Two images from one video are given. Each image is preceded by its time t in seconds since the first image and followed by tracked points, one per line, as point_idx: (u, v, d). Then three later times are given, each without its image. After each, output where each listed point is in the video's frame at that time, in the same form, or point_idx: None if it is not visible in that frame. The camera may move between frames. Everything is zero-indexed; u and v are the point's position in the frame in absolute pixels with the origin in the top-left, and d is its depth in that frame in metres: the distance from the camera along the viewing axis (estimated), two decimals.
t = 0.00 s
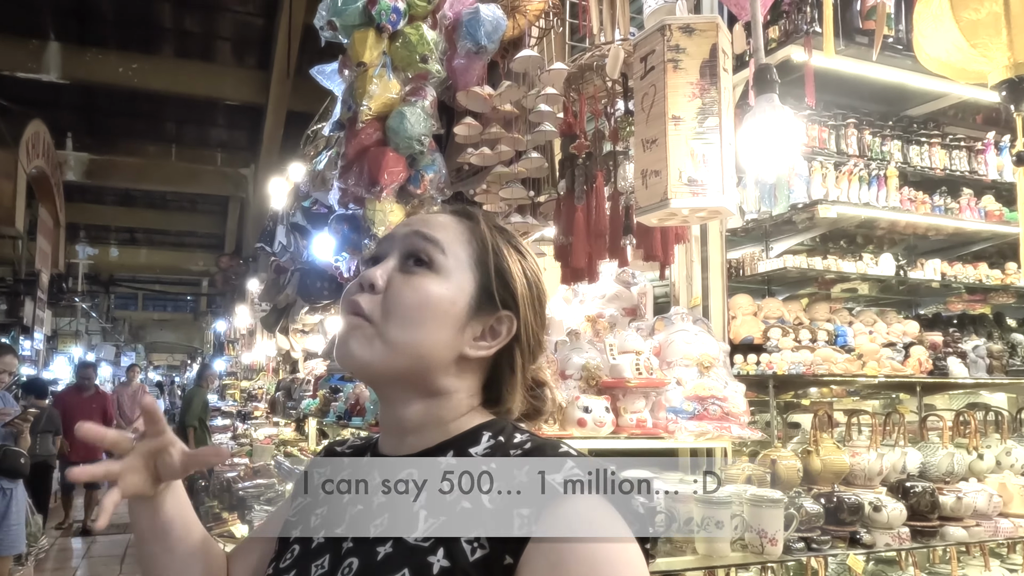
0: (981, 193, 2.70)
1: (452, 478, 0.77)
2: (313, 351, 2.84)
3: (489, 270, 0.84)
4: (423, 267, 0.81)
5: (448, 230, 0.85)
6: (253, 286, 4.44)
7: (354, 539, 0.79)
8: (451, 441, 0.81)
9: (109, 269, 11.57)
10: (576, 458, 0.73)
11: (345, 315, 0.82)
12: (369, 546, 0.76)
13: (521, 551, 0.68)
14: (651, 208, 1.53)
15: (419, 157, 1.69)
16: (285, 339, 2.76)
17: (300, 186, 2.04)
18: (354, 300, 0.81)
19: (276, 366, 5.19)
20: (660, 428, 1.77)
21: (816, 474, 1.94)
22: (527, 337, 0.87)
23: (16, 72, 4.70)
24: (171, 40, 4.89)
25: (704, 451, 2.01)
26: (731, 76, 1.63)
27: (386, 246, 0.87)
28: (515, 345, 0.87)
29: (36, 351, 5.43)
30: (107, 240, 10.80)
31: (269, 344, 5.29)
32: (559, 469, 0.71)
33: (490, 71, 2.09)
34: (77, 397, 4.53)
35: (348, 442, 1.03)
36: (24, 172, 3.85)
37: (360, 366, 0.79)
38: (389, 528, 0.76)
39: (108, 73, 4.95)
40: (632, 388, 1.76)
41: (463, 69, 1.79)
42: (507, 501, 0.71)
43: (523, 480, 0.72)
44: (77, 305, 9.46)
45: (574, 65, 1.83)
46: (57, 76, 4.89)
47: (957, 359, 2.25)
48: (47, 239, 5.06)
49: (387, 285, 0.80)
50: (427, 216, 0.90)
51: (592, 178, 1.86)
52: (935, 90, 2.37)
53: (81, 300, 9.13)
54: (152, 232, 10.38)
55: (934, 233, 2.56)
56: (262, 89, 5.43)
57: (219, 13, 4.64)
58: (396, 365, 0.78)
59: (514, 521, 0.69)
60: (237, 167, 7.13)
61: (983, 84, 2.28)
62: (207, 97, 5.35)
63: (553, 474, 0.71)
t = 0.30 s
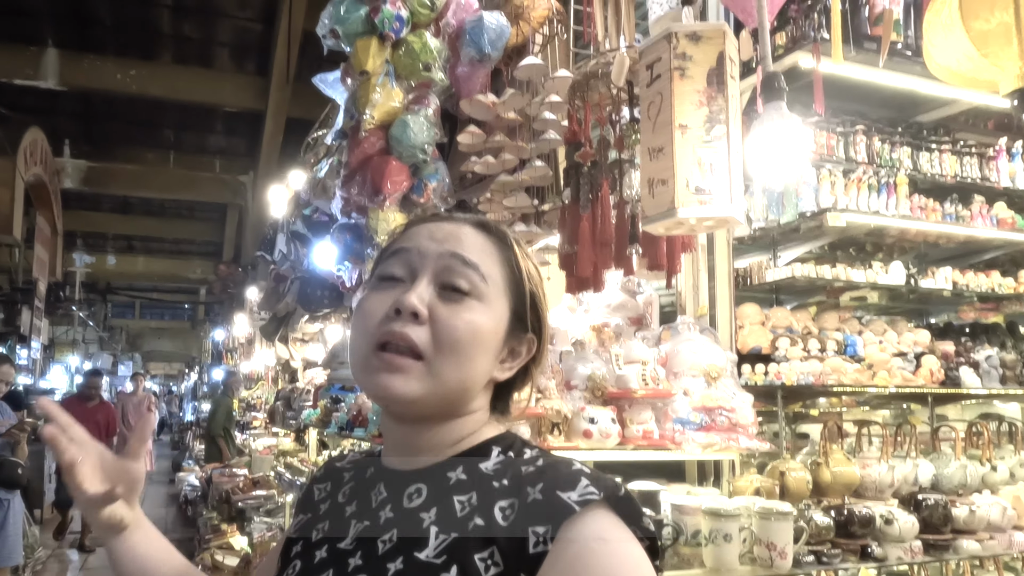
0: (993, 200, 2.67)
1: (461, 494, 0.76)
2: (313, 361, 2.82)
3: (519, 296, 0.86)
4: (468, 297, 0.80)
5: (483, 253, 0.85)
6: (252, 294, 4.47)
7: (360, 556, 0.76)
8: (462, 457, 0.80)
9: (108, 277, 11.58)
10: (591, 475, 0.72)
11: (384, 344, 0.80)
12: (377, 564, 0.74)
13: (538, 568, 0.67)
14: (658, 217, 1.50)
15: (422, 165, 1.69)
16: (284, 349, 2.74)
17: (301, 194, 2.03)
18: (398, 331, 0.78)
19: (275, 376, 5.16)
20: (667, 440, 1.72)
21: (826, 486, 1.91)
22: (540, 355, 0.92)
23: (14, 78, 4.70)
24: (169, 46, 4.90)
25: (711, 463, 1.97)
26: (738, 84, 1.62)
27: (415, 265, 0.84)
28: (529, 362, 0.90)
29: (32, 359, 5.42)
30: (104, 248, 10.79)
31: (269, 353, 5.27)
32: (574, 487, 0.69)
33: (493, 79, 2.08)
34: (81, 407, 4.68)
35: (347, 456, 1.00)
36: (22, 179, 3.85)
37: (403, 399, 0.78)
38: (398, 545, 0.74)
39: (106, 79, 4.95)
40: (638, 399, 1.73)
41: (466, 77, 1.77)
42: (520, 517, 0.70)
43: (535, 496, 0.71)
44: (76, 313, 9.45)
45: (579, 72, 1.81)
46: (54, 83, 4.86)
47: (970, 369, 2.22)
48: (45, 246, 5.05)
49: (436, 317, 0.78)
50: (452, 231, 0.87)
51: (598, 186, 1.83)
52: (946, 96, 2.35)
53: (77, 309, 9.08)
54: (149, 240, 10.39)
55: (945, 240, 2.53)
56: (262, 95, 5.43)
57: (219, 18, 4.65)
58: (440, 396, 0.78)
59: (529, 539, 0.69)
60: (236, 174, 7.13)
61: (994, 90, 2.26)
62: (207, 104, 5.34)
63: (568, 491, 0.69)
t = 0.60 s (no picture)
0: (1004, 202, 2.63)
1: (468, 505, 0.73)
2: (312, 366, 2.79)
3: (525, 294, 0.85)
4: (477, 291, 0.79)
5: (489, 249, 0.84)
6: (252, 297, 4.47)
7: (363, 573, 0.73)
8: (467, 465, 0.77)
9: (101, 281, 11.57)
10: (603, 481, 0.69)
11: (391, 338, 0.76)
12: None
13: None
14: (663, 219, 1.47)
15: (422, 168, 1.66)
16: (282, 355, 2.72)
17: (299, 197, 2.00)
18: (409, 322, 0.75)
19: (274, 381, 5.14)
20: (672, 445, 1.72)
21: (834, 493, 1.87)
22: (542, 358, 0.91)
23: (10, 82, 4.69)
24: (166, 48, 4.90)
25: (716, 470, 1.94)
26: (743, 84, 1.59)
27: (420, 260, 0.83)
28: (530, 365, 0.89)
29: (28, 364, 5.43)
30: (100, 252, 10.78)
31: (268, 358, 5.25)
32: (588, 495, 0.67)
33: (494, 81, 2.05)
34: (79, 416, 4.51)
35: (340, 463, 0.98)
36: (18, 183, 3.83)
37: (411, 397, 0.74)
38: (405, 560, 0.71)
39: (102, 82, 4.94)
40: (642, 405, 1.70)
41: (467, 79, 1.75)
42: (534, 527, 0.67)
43: (548, 507, 0.68)
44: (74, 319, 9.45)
45: (582, 73, 1.78)
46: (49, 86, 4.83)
47: (981, 373, 2.17)
48: (41, 251, 5.02)
49: (445, 309, 0.76)
50: (457, 228, 0.86)
51: (602, 188, 1.81)
52: (956, 96, 2.31)
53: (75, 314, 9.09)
54: (145, 244, 10.40)
55: (955, 243, 2.50)
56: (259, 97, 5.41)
57: (217, 20, 4.64)
58: (451, 392, 0.76)
59: (545, 551, 0.66)
60: (233, 178, 7.12)
61: (1005, 90, 2.22)
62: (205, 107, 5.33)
63: (581, 499, 0.66)
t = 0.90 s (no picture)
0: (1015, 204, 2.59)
1: (497, 515, 0.76)
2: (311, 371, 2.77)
3: (532, 292, 0.91)
4: (490, 282, 0.82)
5: (499, 245, 0.88)
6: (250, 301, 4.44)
7: None
8: (488, 472, 0.80)
9: (101, 285, 11.56)
10: (637, 492, 0.75)
11: (407, 327, 0.77)
12: None
13: None
14: (668, 221, 1.44)
15: (423, 169, 1.64)
16: (281, 359, 2.70)
17: (298, 200, 1.97)
18: (424, 310, 0.77)
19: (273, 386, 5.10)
20: (677, 451, 1.67)
21: (844, 500, 1.83)
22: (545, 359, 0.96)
23: (7, 84, 4.70)
24: (165, 50, 4.90)
25: (723, 476, 1.90)
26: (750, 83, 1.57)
27: (432, 253, 0.85)
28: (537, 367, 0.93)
29: (26, 368, 5.43)
30: (98, 255, 10.78)
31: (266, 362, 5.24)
32: (626, 505, 0.73)
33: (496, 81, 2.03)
34: (79, 418, 4.49)
35: (325, 456, 0.96)
36: (14, 185, 3.82)
37: (428, 386, 0.75)
38: (438, 571, 0.72)
39: (100, 84, 4.94)
40: (647, 410, 1.66)
41: (469, 79, 1.73)
42: (574, 539, 0.72)
43: (586, 517, 0.73)
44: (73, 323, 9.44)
45: (585, 73, 1.75)
46: (47, 88, 4.85)
47: (994, 379, 2.16)
48: (38, 254, 5.01)
49: (461, 299, 0.79)
50: (466, 225, 0.90)
51: (606, 190, 1.78)
52: (966, 96, 2.28)
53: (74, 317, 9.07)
54: (143, 248, 10.40)
55: (966, 244, 2.47)
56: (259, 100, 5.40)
57: (215, 22, 4.64)
58: (467, 379, 0.77)
59: (586, 562, 0.70)
60: (232, 181, 7.10)
61: (1016, 88, 2.19)
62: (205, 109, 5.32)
63: (620, 510, 0.72)
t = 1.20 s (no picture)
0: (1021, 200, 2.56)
1: (518, 517, 0.79)
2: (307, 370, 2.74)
3: (539, 283, 0.92)
4: (498, 268, 0.84)
5: (505, 233, 0.90)
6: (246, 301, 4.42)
7: None
8: (502, 472, 0.83)
9: (97, 284, 11.54)
10: (656, 493, 0.81)
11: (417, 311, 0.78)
12: None
13: None
14: (667, 217, 1.42)
15: (420, 166, 1.62)
16: (278, 358, 2.68)
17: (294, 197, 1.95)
18: (435, 294, 0.78)
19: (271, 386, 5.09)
20: (677, 451, 1.65)
21: (846, 500, 1.81)
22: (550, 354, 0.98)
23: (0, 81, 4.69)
24: (160, 47, 4.88)
25: (724, 476, 1.88)
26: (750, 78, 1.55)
27: (439, 241, 0.87)
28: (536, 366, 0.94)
29: (21, 367, 5.41)
30: (93, 255, 10.78)
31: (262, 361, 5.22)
32: (648, 506, 0.78)
33: (494, 76, 2.01)
34: (87, 421, 4.48)
35: (303, 441, 0.92)
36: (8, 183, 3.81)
37: (439, 372, 0.76)
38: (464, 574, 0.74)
39: (95, 81, 4.93)
40: (647, 409, 1.64)
41: (467, 74, 1.70)
42: (600, 540, 0.76)
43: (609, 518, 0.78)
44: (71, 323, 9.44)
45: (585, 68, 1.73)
46: (41, 85, 4.84)
47: (999, 377, 2.14)
48: (33, 253, 4.99)
49: (471, 283, 0.80)
50: (471, 215, 0.92)
51: (605, 186, 1.76)
52: (972, 90, 2.25)
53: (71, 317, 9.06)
54: (140, 247, 10.39)
55: (971, 241, 2.44)
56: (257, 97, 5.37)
57: (211, 18, 4.62)
58: (479, 363, 0.78)
59: (615, 563, 0.75)
60: (228, 179, 7.07)
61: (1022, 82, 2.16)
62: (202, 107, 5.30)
63: (643, 511, 0.78)
